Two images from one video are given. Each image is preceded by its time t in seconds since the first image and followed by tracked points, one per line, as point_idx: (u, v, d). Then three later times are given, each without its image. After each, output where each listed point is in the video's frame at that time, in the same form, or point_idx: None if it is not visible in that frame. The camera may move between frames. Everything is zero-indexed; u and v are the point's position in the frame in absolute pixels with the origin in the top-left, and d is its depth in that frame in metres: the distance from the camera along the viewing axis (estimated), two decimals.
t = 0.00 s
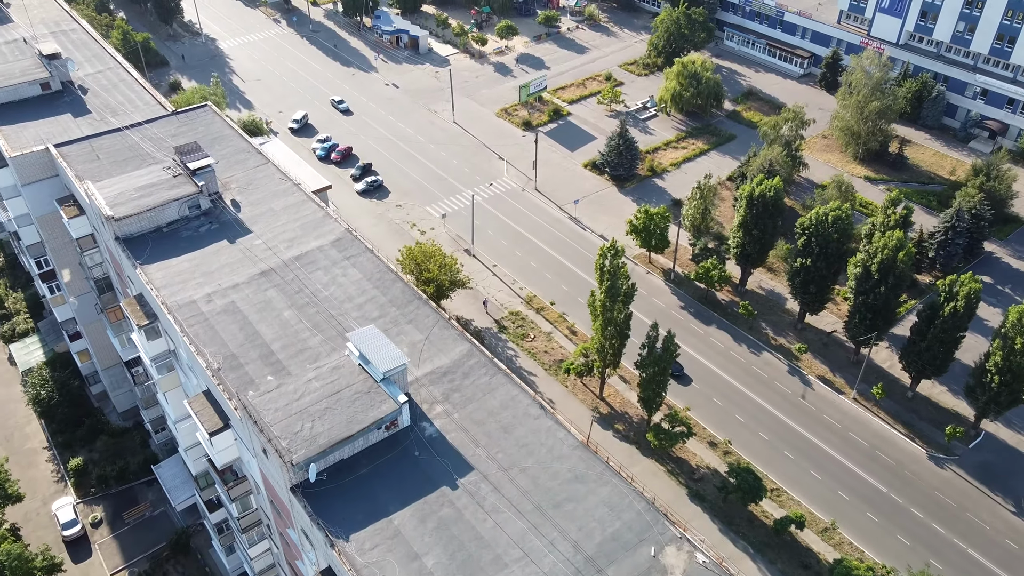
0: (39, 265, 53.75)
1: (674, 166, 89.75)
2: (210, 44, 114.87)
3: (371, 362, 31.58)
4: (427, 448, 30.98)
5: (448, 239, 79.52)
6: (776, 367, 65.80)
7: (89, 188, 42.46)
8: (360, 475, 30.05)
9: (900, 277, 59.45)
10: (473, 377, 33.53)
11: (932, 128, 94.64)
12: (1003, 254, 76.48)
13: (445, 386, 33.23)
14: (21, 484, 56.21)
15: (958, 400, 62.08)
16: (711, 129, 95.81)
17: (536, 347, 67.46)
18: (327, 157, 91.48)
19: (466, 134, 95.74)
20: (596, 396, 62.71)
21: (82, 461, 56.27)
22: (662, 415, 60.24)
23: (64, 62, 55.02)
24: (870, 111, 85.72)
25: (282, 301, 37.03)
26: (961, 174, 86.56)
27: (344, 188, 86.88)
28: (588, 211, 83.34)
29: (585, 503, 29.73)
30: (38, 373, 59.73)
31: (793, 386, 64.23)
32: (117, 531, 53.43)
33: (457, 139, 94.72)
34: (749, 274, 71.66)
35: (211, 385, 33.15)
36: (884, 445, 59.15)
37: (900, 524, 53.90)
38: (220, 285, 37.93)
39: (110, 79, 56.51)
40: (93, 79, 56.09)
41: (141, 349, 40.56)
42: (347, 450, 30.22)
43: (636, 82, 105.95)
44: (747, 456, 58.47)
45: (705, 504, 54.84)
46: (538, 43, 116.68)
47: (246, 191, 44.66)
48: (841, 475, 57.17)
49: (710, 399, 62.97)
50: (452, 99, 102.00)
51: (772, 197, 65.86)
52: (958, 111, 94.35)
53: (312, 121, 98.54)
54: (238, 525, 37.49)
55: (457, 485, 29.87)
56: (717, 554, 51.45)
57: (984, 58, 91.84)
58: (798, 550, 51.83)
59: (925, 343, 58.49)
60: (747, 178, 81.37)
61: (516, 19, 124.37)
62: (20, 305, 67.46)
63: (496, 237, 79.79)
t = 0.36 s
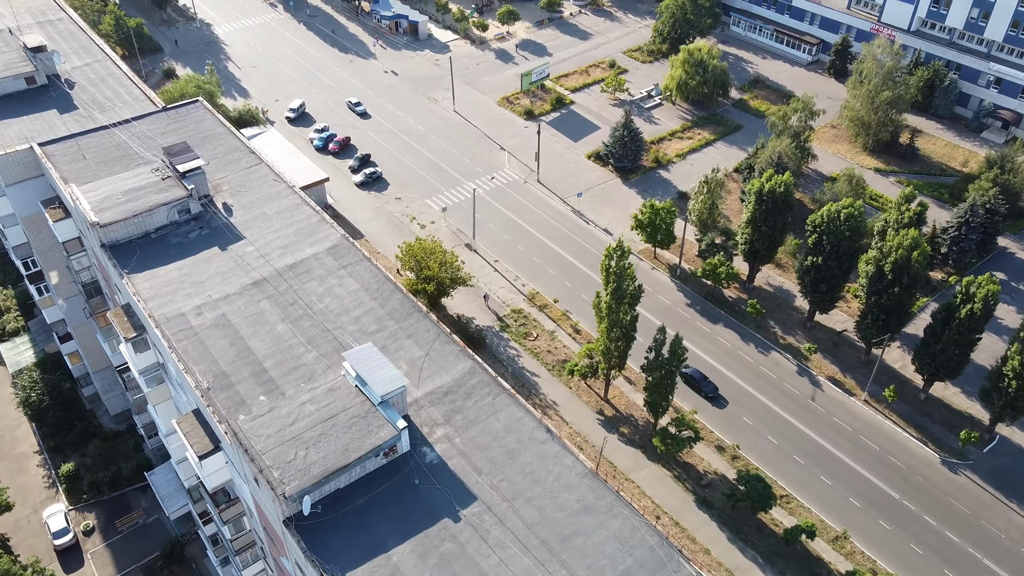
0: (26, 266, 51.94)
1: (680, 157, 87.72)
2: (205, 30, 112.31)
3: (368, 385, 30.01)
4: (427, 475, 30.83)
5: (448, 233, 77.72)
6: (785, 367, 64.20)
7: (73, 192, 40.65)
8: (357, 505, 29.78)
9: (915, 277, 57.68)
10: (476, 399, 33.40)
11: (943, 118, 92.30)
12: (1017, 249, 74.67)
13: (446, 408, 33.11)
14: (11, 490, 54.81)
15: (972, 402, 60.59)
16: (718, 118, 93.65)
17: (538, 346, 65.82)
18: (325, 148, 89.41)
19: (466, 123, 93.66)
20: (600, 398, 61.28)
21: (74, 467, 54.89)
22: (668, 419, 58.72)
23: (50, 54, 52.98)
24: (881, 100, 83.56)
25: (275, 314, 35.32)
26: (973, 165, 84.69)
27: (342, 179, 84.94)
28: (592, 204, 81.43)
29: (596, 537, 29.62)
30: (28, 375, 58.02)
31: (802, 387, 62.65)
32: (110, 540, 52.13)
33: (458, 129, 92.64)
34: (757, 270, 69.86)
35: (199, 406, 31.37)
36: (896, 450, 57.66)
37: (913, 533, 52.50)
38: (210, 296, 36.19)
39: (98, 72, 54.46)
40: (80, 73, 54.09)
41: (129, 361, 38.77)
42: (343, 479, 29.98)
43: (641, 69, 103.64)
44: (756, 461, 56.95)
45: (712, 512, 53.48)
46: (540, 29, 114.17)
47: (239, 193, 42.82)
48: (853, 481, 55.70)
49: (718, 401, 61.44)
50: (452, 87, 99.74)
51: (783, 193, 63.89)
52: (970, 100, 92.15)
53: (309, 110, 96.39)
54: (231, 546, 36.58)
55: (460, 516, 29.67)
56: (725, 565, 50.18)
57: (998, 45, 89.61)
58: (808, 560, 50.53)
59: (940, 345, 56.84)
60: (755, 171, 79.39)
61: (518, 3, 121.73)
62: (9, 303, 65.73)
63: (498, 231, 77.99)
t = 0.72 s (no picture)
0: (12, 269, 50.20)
1: (686, 149, 85.74)
2: (199, 15, 109.79)
3: (366, 414, 30.71)
4: (427, 509, 31.70)
5: (449, 228, 75.92)
6: (794, 369, 62.68)
7: (58, 198, 39.11)
8: (354, 541, 30.62)
9: (930, 279, 56.06)
10: (478, 425, 34.21)
11: (955, 108, 90.02)
12: None
13: (448, 434, 33.93)
14: (2, 497, 53.47)
15: (986, 406, 59.15)
16: (725, 108, 91.51)
17: (541, 347, 64.24)
18: (322, 138, 87.34)
19: (467, 113, 91.58)
20: (605, 401, 59.87)
21: (66, 474, 53.49)
22: (675, 423, 57.32)
23: (35, 49, 51.06)
24: (893, 91, 81.43)
25: (269, 330, 34.86)
26: (986, 157, 82.74)
27: (340, 171, 83.03)
28: (595, 197, 79.54)
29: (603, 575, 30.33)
30: (18, 379, 56.31)
31: (812, 389, 61.15)
32: (102, 551, 50.76)
33: (459, 120, 90.58)
34: (766, 268, 68.10)
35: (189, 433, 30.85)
36: (908, 456, 56.24)
37: (926, 543, 51.21)
38: (201, 311, 35.35)
39: (85, 66, 52.45)
40: (67, 67, 52.10)
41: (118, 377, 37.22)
42: (340, 515, 30.86)
43: (645, 57, 101.39)
44: (765, 468, 55.57)
45: (720, 521, 52.13)
46: (542, 15, 111.71)
47: (231, 198, 41.29)
48: (865, 488, 54.34)
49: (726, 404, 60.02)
50: (453, 75, 97.50)
51: (794, 190, 61.98)
52: (983, 89, 89.99)
53: (306, 99, 94.22)
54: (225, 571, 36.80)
55: (461, 554, 30.43)
56: None
57: (1012, 33, 87.42)
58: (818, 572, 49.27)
59: (955, 349, 55.23)
60: (764, 165, 77.37)
61: None
62: None
63: (500, 226, 76.19)
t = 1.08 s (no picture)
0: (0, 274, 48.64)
1: (692, 140, 83.72)
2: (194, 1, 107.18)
3: (363, 446, 32.94)
4: (427, 549, 33.06)
5: (449, 223, 74.18)
6: (803, 371, 61.16)
7: (43, 205, 41.41)
8: None
9: (945, 281, 54.50)
10: (482, 455, 36.03)
11: (967, 98, 88.07)
12: None
13: (450, 464, 35.62)
14: None
15: (1001, 410, 57.75)
16: (731, 97, 89.38)
17: (544, 348, 62.71)
18: (319, 129, 85.34)
19: (467, 103, 89.53)
20: (610, 405, 58.47)
21: (57, 482, 52.19)
22: (682, 428, 55.95)
23: (20, 44, 51.82)
24: (905, 81, 79.33)
25: (262, 351, 37.63)
26: (999, 149, 80.85)
27: (337, 164, 81.18)
28: (600, 191, 77.69)
29: None
30: (7, 383, 54.69)
31: (822, 393, 59.66)
32: (95, 562, 49.53)
33: (459, 110, 88.54)
34: (775, 266, 66.40)
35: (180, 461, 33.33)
36: (921, 462, 54.85)
37: (940, 554, 49.93)
38: (191, 328, 38.23)
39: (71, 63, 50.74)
40: (52, 63, 52.90)
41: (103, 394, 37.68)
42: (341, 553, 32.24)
43: (650, 45, 99.13)
44: (776, 476, 54.09)
45: (728, 530, 50.83)
46: None
47: (221, 207, 44.18)
48: (877, 496, 53.03)
49: (733, 407, 58.53)
50: (453, 64, 95.31)
51: (805, 187, 60.14)
52: (997, 79, 87.79)
53: (302, 88, 92.12)
54: None
55: None
56: None
57: None
58: None
59: (971, 353, 53.69)
60: (772, 158, 75.35)
61: None
62: None
63: (501, 221, 74.42)
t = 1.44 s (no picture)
0: None
1: (698, 131, 81.74)
2: None
3: (362, 484, 32.40)
4: None
5: (449, 218, 72.49)
6: (813, 373, 59.66)
7: (27, 216, 41.78)
8: None
9: (962, 283, 52.86)
10: (487, 490, 35.07)
11: (980, 86, 85.96)
12: None
13: (451, 499, 34.64)
14: None
15: (1015, 414, 56.41)
16: (738, 86, 87.31)
17: (547, 349, 61.20)
18: (317, 120, 83.33)
19: (468, 92, 87.47)
20: (616, 409, 57.01)
21: (49, 490, 50.97)
22: (689, 434, 54.58)
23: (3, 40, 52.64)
24: (918, 71, 77.24)
25: (254, 373, 37.98)
26: (1013, 141, 78.91)
27: (335, 156, 79.30)
28: (604, 184, 75.88)
29: None
30: None
31: (832, 396, 58.21)
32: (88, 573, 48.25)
33: (460, 99, 86.49)
34: (784, 263, 64.75)
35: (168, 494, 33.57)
36: (934, 469, 53.50)
37: (953, 565, 48.70)
38: (180, 350, 38.62)
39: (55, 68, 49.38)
40: (37, 58, 53.81)
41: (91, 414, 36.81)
42: None
43: (655, 31, 96.86)
44: (786, 484, 52.75)
45: (736, 540, 49.59)
46: None
47: (212, 216, 44.94)
48: (887, 504, 51.75)
49: (742, 411, 57.18)
50: (453, 51, 93.10)
51: (816, 185, 58.32)
52: (1011, 67, 85.60)
53: (299, 77, 89.98)
54: None
55: None
56: None
57: None
58: None
59: (988, 358, 52.24)
60: (781, 151, 73.39)
61: None
62: None
63: (503, 215, 72.74)
